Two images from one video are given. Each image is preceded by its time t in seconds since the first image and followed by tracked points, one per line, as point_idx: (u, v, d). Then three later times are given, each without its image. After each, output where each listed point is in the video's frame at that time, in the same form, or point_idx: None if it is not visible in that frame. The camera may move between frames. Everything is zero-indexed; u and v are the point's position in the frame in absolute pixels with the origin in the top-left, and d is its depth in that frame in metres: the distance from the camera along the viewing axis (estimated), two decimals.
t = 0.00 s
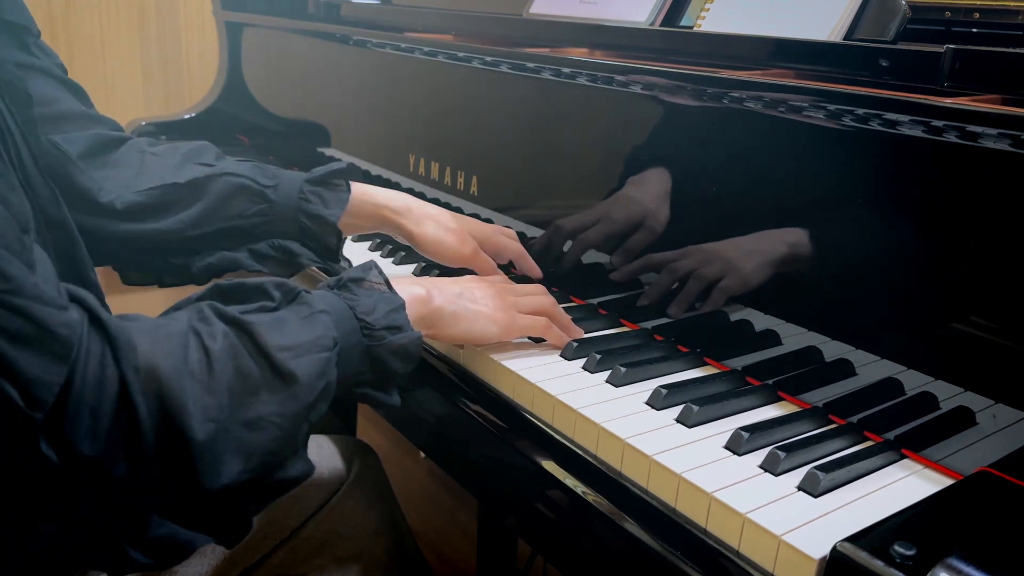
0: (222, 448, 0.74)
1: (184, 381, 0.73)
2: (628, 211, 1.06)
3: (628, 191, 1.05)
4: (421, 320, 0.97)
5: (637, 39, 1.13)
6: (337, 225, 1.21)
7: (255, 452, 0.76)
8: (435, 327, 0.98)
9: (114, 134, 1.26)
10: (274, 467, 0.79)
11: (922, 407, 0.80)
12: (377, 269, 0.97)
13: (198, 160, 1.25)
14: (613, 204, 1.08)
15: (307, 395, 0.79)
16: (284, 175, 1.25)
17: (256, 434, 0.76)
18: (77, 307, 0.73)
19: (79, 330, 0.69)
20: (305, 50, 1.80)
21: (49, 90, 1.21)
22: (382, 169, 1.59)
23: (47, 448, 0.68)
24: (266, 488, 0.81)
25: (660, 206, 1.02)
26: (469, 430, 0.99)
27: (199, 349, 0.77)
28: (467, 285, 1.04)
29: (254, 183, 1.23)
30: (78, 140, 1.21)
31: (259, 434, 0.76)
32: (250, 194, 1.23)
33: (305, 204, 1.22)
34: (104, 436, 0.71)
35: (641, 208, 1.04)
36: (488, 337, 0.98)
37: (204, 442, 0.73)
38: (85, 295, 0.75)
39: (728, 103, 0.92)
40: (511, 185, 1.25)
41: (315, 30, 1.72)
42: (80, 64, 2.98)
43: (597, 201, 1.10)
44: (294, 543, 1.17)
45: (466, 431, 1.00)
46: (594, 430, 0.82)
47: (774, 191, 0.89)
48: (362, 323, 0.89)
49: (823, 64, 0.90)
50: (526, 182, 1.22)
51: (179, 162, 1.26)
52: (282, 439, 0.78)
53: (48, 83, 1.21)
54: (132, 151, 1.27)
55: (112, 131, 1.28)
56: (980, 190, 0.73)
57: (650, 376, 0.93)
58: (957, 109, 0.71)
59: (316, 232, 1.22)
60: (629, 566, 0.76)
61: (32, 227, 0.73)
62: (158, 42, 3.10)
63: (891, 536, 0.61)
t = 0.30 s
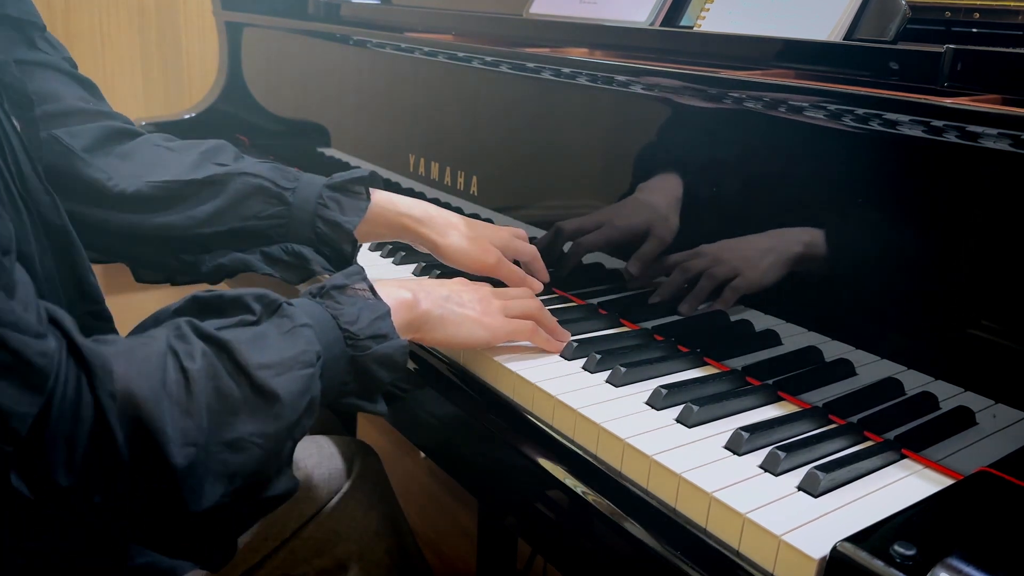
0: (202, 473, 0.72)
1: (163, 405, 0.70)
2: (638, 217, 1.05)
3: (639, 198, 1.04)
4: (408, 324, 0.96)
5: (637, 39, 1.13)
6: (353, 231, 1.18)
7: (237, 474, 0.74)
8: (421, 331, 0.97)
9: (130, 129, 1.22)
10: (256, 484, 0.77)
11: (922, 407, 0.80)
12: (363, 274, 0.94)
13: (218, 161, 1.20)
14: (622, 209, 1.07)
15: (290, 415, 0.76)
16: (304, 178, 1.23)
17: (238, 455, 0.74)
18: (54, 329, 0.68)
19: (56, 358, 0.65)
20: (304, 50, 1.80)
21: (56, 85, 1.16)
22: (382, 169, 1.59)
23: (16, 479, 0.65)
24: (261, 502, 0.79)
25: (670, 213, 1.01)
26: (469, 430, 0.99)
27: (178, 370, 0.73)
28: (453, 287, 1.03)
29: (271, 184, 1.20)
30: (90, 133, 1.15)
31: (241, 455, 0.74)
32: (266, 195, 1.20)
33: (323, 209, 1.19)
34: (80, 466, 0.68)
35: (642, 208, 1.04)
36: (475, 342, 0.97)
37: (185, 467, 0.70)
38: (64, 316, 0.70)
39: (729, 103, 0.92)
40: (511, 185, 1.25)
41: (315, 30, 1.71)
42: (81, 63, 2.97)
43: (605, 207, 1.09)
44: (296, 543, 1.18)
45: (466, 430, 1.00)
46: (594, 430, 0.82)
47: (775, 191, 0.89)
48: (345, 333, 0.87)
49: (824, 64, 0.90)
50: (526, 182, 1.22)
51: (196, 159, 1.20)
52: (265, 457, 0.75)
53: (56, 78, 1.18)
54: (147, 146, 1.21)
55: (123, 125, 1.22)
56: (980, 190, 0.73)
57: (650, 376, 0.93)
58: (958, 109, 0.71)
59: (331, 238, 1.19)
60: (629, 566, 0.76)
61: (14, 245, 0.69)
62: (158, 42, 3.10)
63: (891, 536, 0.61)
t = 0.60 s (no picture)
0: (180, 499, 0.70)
1: (137, 437, 0.67)
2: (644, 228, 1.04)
3: (646, 207, 1.03)
4: (397, 330, 0.93)
5: (637, 39, 1.13)
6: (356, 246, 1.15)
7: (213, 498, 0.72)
8: (410, 336, 0.95)
9: (133, 130, 1.21)
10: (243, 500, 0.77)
11: (922, 407, 0.80)
12: (348, 283, 0.89)
13: (219, 168, 1.18)
14: (627, 218, 1.06)
15: (268, 440, 0.73)
16: (310, 190, 1.19)
17: (215, 481, 0.72)
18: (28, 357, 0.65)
19: (27, 392, 0.61)
20: (304, 51, 1.80)
21: (59, 87, 1.17)
22: (382, 169, 1.59)
23: None
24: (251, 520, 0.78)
25: (677, 224, 1.00)
26: (469, 429, 0.99)
27: (152, 395, 0.69)
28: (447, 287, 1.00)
29: (275, 195, 1.16)
30: (90, 134, 1.14)
31: (219, 480, 0.72)
32: (272, 207, 1.16)
33: (325, 222, 1.16)
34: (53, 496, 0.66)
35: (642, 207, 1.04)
36: (467, 346, 0.96)
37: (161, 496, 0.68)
38: (38, 336, 0.67)
39: (729, 103, 0.92)
40: (510, 185, 1.25)
41: (315, 30, 1.71)
42: (80, 64, 2.98)
43: (610, 213, 1.09)
44: (296, 544, 1.18)
45: (466, 430, 1.00)
46: (594, 430, 0.82)
47: (774, 191, 0.89)
48: (329, 345, 0.82)
49: (824, 64, 0.90)
50: (526, 182, 1.22)
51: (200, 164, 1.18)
52: (243, 483, 0.74)
53: (58, 79, 1.19)
54: (149, 148, 1.20)
55: (126, 127, 1.21)
56: (980, 190, 0.73)
57: (649, 376, 0.93)
58: (957, 108, 0.71)
59: (332, 252, 1.16)
60: (630, 566, 0.76)
61: None
62: (158, 42, 3.10)
63: (891, 536, 0.61)
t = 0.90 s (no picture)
0: (181, 512, 0.70)
1: (136, 448, 0.66)
2: (648, 241, 1.04)
3: (650, 220, 1.03)
4: (403, 342, 0.91)
5: (637, 39, 1.13)
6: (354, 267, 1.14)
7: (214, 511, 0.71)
8: (419, 347, 0.92)
9: (133, 134, 1.20)
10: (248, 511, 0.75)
11: (922, 407, 0.80)
12: (351, 296, 0.88)
13: (219, 178, 1.17)
14: (633, 229, 1.06)
15: (269, 450, 0.72)
16: (309, 205, 1.18)
17: (217, 493, 0.71)
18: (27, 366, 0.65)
19: (26, 401, 0.62)
20: (304, 51, 1.80)
21: (57, 88, 1.16)
22: (382, 169, 1.59)
23: None
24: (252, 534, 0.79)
25: (680, 237, 1.01)
26: (469, 429, 0.99)
27: (153, 408, 0.69)
28: (455, 293, 0.97)
29: (274, 210, 1.15)
30: (90, 137, 1.14)
31: (221, 493, 0.71)
32: (269, 221, 1.16)
33: (323, 240, 1.15)
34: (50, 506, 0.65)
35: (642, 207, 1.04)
36: (477, 352, 0.94)
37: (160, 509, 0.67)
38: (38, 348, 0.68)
39: (729, 103, 0.92)
40: (510, 185, 1.25)
41: (315, 30, 1.71)
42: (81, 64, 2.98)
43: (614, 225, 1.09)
44: (296, 543, 1.17)
45: (466, 431, 1.00)
46: (594, 430, 0.82)
47: (774, 192, 0.89)
48: (333, 357, 0.81)
49: (825, 64, 0.90)
50: (526, 182, 1.22)
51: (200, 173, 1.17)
52: (245, 495, 0.72)
53: (56, 80, 1.18)
54: (149, 154, 1.19)
55: (127, 130, 1.20)
56: (980, 191, 0.73)
57: (649, 376, 0.93)
58: (957, 108, 0.71)
59: (331, 269, 1.15)
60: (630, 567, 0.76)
61: None
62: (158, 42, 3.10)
63: (891, 536, 0.61)
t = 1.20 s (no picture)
0: (215, 500, 0.67)
1: (175, 430, 0.65)
2: (651, 245, 1.04)
3: (653, 224, 1.03)
4: (430, 343, 0.89)
5: (637, 40, 1.13)
6: (351, 274, 1.14)
7: (250, 502, 0.69)
8: (446, 349, 0.91)
9: (131, 131, 1.20)
10: (275, 511, 0.73)
11: (922, 407, 0.80)
12: (376, 295, 0.87)
13: (218, 179, 1.16)
14: (635, 234, 1.05)
15: (306, 437, 0.70)
16: (308, 209, 1.17)
17: (253, 482, 0.68)
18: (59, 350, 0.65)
19: (61, 381, 0.61)
20: (304, 51, 1.80)
21: (52, 85, 1.13)
22: (382, 169, 1.59)
23: (28, 510, 0.62)
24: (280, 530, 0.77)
25: (682, 241, 1.01)
26: (469, 429, 0.99)
27: (191, 393, 0.68)
28: (478, 297, 0.97)
29: (271, 214, 1.14)
30: (85, 135, 1.12)
31: (257, 482, 0.68)
32: (267, 225, 1.14)
33: (320, 246, 1.15)
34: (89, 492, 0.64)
35: (642, 207, 1.04)
36: (506, 346, 0.93)
37: (197, 493, 0.66)
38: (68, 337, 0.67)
39: (729, 103, 0.92)
40: (510, 186, 1.25)
41: (315, 30, 1.71)
42: (80, 64, 2.98)
43: (617, 229, 1.08)
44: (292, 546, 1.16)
45: (466, 430, 1.00)
46: (594, 430, 0.82)
47: (775, 192, 0.89)
48: (362, 353, 0.79)
49: (826, 65, 0.90)
50: (526, 182, 1.22)
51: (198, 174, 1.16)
52: (283, 484, 0.70)
53: (53, 77, 1.15)
54: (148, 152, 1.19)
55: (125, 127, 1.20)
56: (980, 190, 0.73)
57: (649, 376, 0.93)
58: (957, 108, 0.71)
59: (329, 276, 1.16)
60: (630, 567, 0.76)
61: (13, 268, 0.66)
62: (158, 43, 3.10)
63: (891, 536, 0.61)
